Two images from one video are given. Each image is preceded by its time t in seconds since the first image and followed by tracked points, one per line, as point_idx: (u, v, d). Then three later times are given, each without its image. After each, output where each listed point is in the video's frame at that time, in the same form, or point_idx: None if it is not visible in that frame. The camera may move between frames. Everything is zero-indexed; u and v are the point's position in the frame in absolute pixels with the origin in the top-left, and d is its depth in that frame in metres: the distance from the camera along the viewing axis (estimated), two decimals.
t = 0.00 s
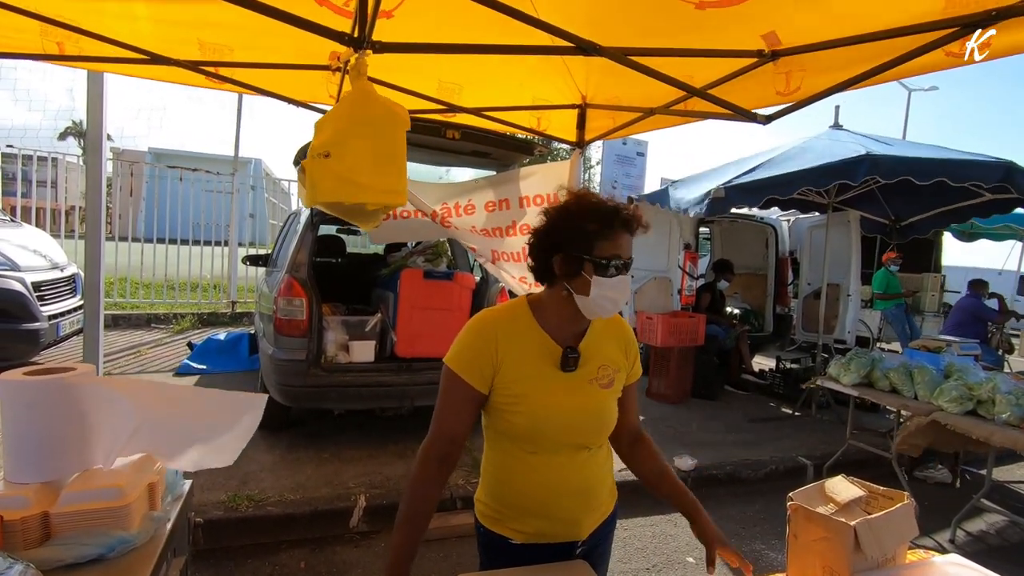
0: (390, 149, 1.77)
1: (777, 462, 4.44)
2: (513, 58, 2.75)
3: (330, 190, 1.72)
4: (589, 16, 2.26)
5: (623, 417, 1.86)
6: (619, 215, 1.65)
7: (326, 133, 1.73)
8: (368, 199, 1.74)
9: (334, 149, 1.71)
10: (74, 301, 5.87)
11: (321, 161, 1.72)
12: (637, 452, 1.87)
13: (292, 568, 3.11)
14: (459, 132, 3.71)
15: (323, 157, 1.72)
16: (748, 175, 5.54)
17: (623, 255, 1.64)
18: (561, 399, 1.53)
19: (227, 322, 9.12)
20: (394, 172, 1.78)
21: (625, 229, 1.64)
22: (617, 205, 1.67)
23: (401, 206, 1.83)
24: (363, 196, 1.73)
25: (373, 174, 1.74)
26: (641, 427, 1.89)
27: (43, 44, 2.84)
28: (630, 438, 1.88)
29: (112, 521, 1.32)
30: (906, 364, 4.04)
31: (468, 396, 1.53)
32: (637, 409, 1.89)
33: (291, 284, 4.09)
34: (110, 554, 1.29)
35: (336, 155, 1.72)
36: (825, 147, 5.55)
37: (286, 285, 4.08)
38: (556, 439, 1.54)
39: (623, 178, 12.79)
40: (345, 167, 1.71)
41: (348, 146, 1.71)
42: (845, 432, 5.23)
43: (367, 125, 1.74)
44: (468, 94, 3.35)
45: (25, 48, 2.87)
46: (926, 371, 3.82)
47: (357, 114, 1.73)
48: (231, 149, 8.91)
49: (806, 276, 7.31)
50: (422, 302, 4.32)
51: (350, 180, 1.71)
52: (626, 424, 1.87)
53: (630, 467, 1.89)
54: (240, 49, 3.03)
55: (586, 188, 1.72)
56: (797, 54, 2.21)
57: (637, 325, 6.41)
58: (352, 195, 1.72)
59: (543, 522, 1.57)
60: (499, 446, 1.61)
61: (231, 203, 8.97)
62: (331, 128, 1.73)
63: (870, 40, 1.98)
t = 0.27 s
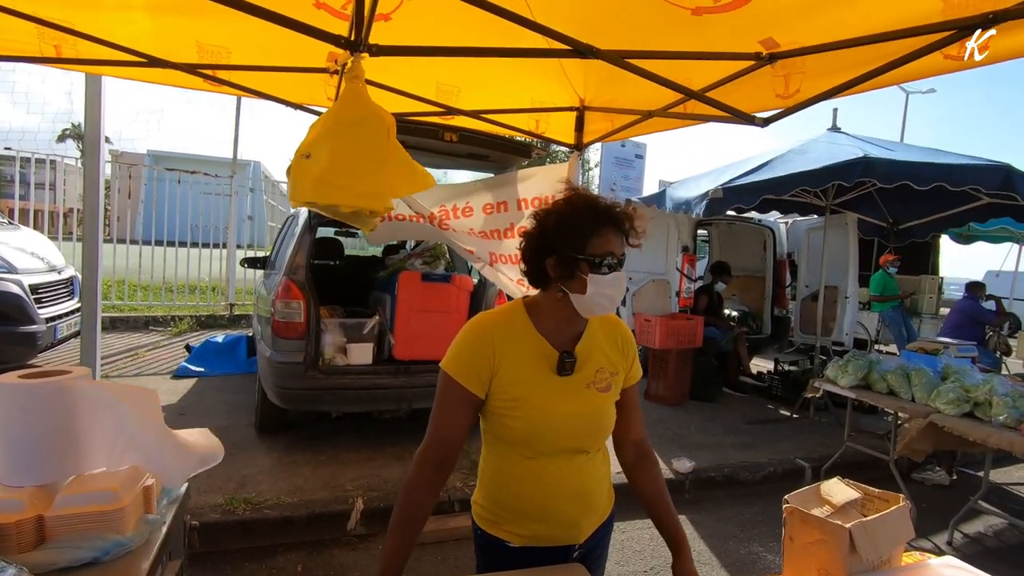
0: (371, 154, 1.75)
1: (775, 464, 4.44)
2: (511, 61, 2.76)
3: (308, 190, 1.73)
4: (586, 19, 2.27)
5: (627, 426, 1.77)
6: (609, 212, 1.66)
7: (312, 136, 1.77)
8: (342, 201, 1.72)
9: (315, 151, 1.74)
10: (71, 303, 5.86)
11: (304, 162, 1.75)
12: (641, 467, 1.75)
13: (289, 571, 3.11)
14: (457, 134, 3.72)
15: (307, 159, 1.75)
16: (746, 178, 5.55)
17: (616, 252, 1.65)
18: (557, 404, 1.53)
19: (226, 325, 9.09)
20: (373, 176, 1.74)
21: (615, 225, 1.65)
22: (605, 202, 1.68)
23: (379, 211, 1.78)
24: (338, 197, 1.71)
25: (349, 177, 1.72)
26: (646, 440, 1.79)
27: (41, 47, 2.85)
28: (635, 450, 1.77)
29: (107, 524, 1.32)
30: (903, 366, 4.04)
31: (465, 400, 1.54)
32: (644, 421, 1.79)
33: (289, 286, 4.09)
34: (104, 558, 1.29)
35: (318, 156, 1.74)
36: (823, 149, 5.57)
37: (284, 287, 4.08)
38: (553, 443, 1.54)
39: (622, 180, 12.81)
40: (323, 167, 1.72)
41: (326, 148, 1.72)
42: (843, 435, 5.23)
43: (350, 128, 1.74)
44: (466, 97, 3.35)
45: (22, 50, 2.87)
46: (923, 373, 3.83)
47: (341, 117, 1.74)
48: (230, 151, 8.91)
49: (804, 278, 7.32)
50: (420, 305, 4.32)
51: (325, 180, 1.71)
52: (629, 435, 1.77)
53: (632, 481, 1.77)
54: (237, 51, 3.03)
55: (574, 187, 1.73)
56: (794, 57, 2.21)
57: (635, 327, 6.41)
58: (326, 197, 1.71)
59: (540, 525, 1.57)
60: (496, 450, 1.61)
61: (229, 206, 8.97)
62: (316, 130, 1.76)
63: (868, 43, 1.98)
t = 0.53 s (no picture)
0: (367, 157, 1.75)
1: (773, 467, 4.44)
2: (508, 64, 2.77)
3: (306, 196, 1.75)
4: (583, 23, 2.28)
5: (630, 430, 1.76)
6: (579, 216, 1.67)
7: (309, 142, 1.78)
8: (339, 205, 1.73)
9: (312, 156, 1.76)
10: (68, 306, 5.85)
11: (302, 168, 1.78)
12: (643, 467, 1.75)
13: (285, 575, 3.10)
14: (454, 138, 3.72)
15: (305, 165, 1.77)
16: (742, 181, 5.56)
17: (587, 255, 1.64)
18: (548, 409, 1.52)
19: (223, 327, 9.09)
20: (369, 179, 1.75)
21: (585, 230, 1.66)
22: (578, 208, 1.70)
23: (378, 213, 1.78)
24: (336, 202, 1.73)
25: (346, 181, 1.73)
26: (650, 444, 1.78)
27: (38, 50, 2.85)
28: (638, 452, 1.77)
29: (100, 529, 1.32)
30: (900, 368, 4.05)
31: (457, 405, 1.54)
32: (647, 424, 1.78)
33: (286, 289, 4.09)
34: (97, 563, 1.28)
35: (314, 162, 1.76)
36: (819, 152, 5.59)
37: (281, 290, 4.08)
38: (545, 448, 1.54)
39: (619, 183, 12.83)
40: (320, 172, 1.73)
41: (323, 152, 1.73)
42: (840, 437, 5.24)
43: (345, 132, 1.75)
44: (463, 100, 3.36)
45: (19, 54, 2.87)
46: (919, 375, 3.84)
47: (335, 121, 1.75)
48: (227, 154, 8.92)
49: (801, 281, 7.34)
50: (417, 308, 4.33)
51: (323, 185, 1.72)
52: (633, 437, 1.76)
53: (636, 484, 1.76)
54: (234, 54, 3.04)
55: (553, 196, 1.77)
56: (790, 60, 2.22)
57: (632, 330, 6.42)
58: (323, 201, 1.73)
59: (534, 530, 1.56)
60: (491, 453, 1.61)
61: (226, 208, 8.96)
62: (314, 136, 1.77)
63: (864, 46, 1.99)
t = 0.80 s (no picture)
0: (374, 158, 1.75)
1: (771, 469, 4.44)
2: (504, 66, 2.77)
3: (319, 200, 1.73)
4: (580, 26, 2.28)
5: (632, 432, 1.75)
6: (560, 202, 1.72)
7: (315, 148, 1.77)
8: (352, 208, 1.73)
9: (321, 161, 1.74)
10: (64, 309, 5.83)
11: (311, 174, 1.76)
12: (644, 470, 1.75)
13: None
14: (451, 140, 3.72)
15: (313, 170, 1.75)
16: (739, 183, 5.58)
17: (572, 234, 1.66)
18: (545, 413, 1.51)
19: (220, 329, 9.09)
20: (381, 180, 1.75)
21: (568, 212, 1.70)
22: (560, 196, 1.74)
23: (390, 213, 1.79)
24: (351, 205, 1.72)
25: (359, 183, 1.73)
26: (652, 444, 1.78)
27: (34, 53, 2.85)
28: (639, 455, 1.76)
29: (93, 534, 1.30)
30: (897, 369, 4.06)
31: (455, 409, 1.54)
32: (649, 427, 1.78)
33: (283, 291, 4.08)
34: (90, 568, 1.27)
35: (323, 167, 1.74)
36: (815, 154, 5.60)
37: (278, 293, 4.07)
38: (543, 452, 1.53)
39: (617, 185, 12.85)
40: (331, 176, 1.72)
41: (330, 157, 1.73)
42: (838, 438, 5.24)
43: (353, 135, 1.74)
44: (460, 102, 3.36)
45: (15, 56, 2.87)
46: (916, 377, 3.85)
47: (342, 124, 1.74)
48: (225, 156, 8.91)
49: (798, 282, 7.35)
50: (415, 310, 4.32)
51: (334, 189, 1.72)
52: (634, 441, 1.75)
53: (637, 485, 1.76)
54: (231, 56, 3.04)
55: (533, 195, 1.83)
56: (787, 62, 2.22)
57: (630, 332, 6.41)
58: (338, 204, 1.72)
59: (534, 534, 1.56)
60: (490, 457, 1.61)
61: (223, 211, 8.95)
62: (318, 140, 1.77)
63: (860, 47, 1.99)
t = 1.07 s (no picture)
0: (377, 157, 1.74)
1: (770, 470, 4.43)
2: (502, 67, 2.77)
3: (325, 201, 1.72)
4: (577, 27, 2.28)
5: (627, 436, 1.75)
6: (568, 203, 1.72)
7: (318, 149, 1.76)
8: (357, 206, 1.71)
9: (325, 162, 1.74)
10: (61, 311, 5.81)
11: (315, 176, 1.75)
12: (639, 473, 1.74)
13: None
14: (449, 140, 3.71)
15: (317, 172, 1.74)
16: (738, 183, 5.58)
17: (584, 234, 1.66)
18: (554, 413, 1.51)
19: (218, 331, 9.08)
20: (386, 177, 1.73)
21: (577, 212, 1.70)
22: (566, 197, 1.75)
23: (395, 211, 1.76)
24: (356, 204, 1.71)
25: (364, 182, 1.71)
26: (648, 448, 1.77)
27: (30, 53, 2.84)
28: (634, 458, 1.76)
29: (89, 538, 1.29)
30: (896, 370, 4.05)
31: (459, 411, 1.52)
32: (645, 429, 1.77)
33: (280, 293, 4.07)
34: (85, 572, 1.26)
35: (328, 167, 1.73)
36: (814, 155, 5.60)
37: (276, 294, 4.06)
38: (551, 453, 1.52)
39: (615, 186, 12.87)
40: (336, 176, 1.71)
41: (334, 157, 1.72)
42: (837, 439, 5.24)
43: (355, 134, 1.73)
44: (458, 103, 3.36)
45: (10, 57, 2.86)
46: (915, 377, 3.84)
47: (344, 124, 1.73)
48: (223, 158, 8.91)
49: (797, 283, 7.36)
50: (413, 311, 4.30)
51: (339, 189, 1.70)
52: (629, 445, 1.75)
53: (632, 489, 1.76)
54: (228, 57, 3.03)
55: (534, 195, 1.81)
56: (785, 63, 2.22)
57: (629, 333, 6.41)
58: (344, 204, 1.71)
59: (540, 538, 1.54)
60: (494, 461, 1.59)
61: (221, 212, 8.94)
62: (322, 143, 1.76)
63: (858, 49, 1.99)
